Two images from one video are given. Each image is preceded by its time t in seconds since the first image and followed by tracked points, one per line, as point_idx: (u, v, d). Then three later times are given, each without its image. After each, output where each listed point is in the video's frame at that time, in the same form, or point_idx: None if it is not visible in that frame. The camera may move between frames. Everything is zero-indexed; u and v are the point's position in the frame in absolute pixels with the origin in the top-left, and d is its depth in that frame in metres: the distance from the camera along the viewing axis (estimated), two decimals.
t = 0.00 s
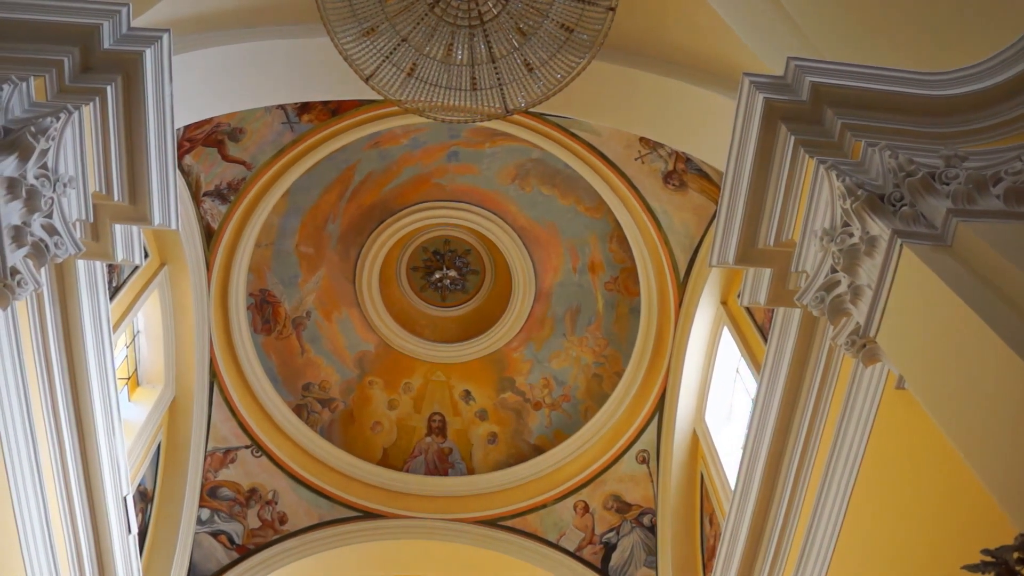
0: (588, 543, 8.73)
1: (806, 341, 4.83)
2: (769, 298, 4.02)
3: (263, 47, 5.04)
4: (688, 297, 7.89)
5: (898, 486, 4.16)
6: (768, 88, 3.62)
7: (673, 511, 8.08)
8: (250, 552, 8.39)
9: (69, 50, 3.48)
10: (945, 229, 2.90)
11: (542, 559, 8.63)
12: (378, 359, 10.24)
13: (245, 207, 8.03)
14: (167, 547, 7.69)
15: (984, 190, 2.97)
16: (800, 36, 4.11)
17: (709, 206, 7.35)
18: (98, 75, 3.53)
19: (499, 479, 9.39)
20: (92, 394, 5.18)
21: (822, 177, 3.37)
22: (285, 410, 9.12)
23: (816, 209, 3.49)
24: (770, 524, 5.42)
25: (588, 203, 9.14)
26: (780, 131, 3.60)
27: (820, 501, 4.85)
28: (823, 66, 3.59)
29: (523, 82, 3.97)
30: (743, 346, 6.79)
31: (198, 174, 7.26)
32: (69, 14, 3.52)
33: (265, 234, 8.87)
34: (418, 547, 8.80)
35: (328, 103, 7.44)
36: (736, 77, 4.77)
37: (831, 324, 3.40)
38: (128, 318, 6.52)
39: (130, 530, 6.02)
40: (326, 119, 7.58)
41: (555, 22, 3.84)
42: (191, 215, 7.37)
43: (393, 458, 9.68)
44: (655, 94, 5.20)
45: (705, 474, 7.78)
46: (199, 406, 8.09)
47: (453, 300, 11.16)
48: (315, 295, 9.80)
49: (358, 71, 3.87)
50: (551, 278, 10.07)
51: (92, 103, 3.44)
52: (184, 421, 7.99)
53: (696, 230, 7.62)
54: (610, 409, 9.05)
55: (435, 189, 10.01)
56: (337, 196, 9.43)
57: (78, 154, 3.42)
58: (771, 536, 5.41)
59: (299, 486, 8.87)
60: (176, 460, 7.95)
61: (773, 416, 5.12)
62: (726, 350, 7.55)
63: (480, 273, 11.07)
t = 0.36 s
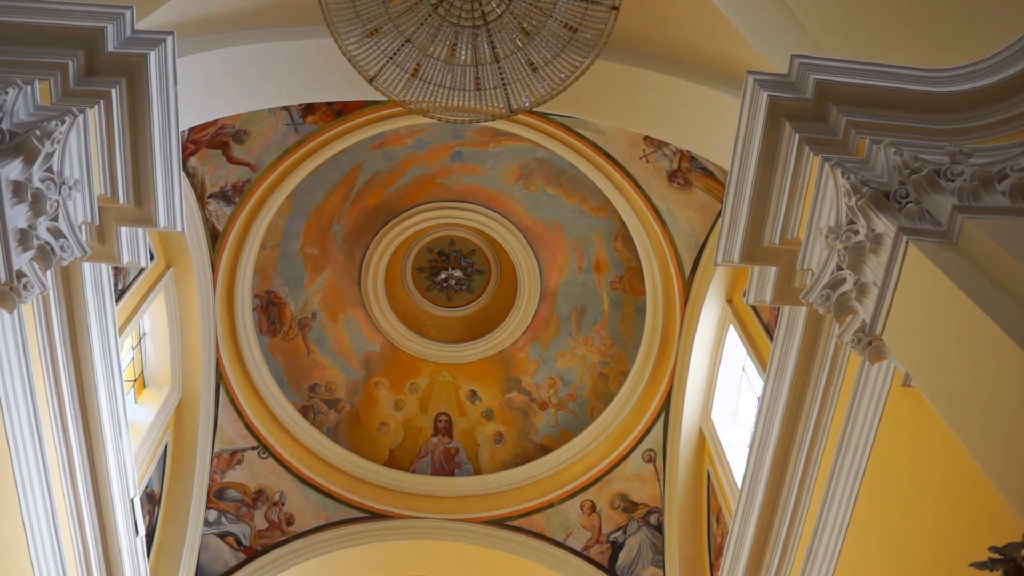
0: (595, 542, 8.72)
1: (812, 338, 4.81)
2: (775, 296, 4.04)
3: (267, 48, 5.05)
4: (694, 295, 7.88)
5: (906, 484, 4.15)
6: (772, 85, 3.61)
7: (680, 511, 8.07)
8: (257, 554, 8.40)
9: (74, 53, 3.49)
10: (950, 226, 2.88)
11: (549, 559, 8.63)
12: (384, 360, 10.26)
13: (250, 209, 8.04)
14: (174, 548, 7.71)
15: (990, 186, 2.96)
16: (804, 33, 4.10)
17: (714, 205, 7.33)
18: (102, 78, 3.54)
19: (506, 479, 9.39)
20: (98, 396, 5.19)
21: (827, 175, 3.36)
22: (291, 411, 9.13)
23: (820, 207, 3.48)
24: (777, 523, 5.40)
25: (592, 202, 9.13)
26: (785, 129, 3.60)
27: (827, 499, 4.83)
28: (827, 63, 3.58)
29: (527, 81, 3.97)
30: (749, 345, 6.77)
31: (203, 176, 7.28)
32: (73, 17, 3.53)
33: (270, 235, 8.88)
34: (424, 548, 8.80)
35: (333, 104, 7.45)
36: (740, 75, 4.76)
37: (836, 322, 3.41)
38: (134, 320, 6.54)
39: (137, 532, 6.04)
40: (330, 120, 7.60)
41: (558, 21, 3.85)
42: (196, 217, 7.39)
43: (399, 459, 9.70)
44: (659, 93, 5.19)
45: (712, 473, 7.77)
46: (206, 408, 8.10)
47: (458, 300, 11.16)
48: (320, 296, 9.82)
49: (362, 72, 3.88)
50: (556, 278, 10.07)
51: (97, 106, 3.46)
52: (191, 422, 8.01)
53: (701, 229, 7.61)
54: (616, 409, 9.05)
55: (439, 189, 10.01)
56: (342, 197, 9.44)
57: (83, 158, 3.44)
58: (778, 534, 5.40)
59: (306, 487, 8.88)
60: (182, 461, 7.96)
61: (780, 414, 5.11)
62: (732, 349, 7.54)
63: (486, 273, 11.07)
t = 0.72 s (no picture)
0: (603, 542, 8.72)
1: (819, 336, 4.80)
2: (782, 294, 4.01)
3: (271, 51, 5.07)
4: (700, 294, 7.87)
5: (914, 482, 4.13)
6: (777, 83, 3.61)
7: (688, 509, 8.06)
8: (265, 555, 8.41)
9: (78, 57, 3.50)
10: (957, 223, 2.87)
11: (558, 558, 8.63)
12: (391, 361, 10.27)
13: (256, 211, 8.06)
14: (183, 550, 7.72)
15: (996, 182, 2.94)
16: (808, 31, 4.09)
17: (720, 203, 7.33)
18: (107, 81, 3.55)
19: (513, 479, 9.39)
20: (105, 398, 5.21)
21: (832, 172, 3.35)
22: (298, 412, 9.15)
23: (826, 205, 3.47)
24: (785, 521, 5.39)
25: (598, 201, 9.13)
26: (790, 127, 3.59)
27: (835, 498, 4.82)
28: (832, 60, 3.58)
29: (532, 81, 3.97)
30: (756, 343, 6.76)
31: (208, 178, 7.30)
32: (78, 21, 3.55)
33: (276, 237, 8.90)
34: (433, 548, 8.81)
35: (337, 105, 7.47)
36: (745, 73, 4.75)
37: (843, 319, 3.39)
38: (141, 322, 6.57)
39: (145, 534, 6.06)
40: (335, 121, 7.61)
41: (562, 21, 3.84)
42: (201, 219, 7.41)
43: (407, 459, 9.71)
44: (662, 92, 5.19)
45: (719, 471, 7.76)
46: (213, 410, 8.12)
47: (464, 300, 11.17)
48: (326, 297, 9.83)
49: (366, 73, 3.87)
50: (562, 277, 10.07)
51: (101, 109, 3.46)
52: (198, 423, 8.03)
53: (707, 227, 7.60)
54: (624, 407, 9.04)
55: (445, 190, 10.02)
56: (347, 198, 9.46)
57: (89, 161, 3.45)
58: (786, 532, 5.38)
59: (313, 488, 8.90)
60: (190, 463, 7.98)
61: (786, 412, 5.10)
62: (739, 346, 7.53)
63: (492, 273, 11.08)
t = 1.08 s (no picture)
0: (611, 541, 8.71)
1: (826, 333, 4.78)
2: (788, 292, 4.03)
3: (277, 53, 5.08)
4: (706, 292, 7.86)
5: (920, 482, 4.13)
6: (782, 81, 3.60)
7: (696, 507, 8.04)
8: (274, 556, 8.43)
9: (83, 60, 3.51)
10: (963, 219, 2.86)
11: (566, 557, 8.63)
12: (397, 361, 10.28)
13: (262, 212, 8.07)
14: (191, 552, 7.74)
15: (1002, 178, 2.93)
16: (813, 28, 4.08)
17: (725, 201, 7.32)
18: (112, 85, 3.56)
19: (520, 479, 9.39)
20: (113, 400, 5.23)
21: (838, 170, 3.34)
22: (305, 413, 9.16)
23: (832, 202, 3.46)
24: (793, 520, 5.37)
25: (603, 200, 9.12)
26: (795, 125, 3.58)
27: (843, 497, 4.79)
28: (837, 57, 3.56)
29: (536, 80, 3.97)
30: (763, 341, 6.75)
31: (214, 180, 7.32)
32: (83, 25, 3.56)
33: (282, 238, 8.92)
34: (441, 548, 8.82)
35: (343, 107, 7.50)
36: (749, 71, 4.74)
37: (849, 317, 3.38)
38: (148, 325, 6.59)
39: (154, 536, 6.09)
40: (340, 123, 7.64)
41: (567, 20, 3.83)
42: (207, 221, 7.43)
43: (414, 459, 9.72)
44: (667, 91, 5.19)
45: (727, 470, 7.74)
46: (220, 412, 8.14)
47: (471, 300, 11.17)
48: (333, 298, 9.84)
49: (370, 74, 3.87)
50: (568, 277, 10.07)
51: (107, 112, 3.48)
52: (205, 425, 8.05)
53: (713, 226, 7.59)
54: (631, 406, 9.02)
55: (450, 190, 10.03)
56: (353, 199, 9.48)
57: (94, 164, 3.46)
58: (794, 530, 5.36)
59: (321, 489, 8.91)
60: (198, 465, 8.00)
61: (794, 410, 5.09)
62: (746, 345, 7.52)
63: (498, 273, 11.08)
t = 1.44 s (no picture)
0: (619, 540, 8.70)
1: (833, 330, 4.77)
2: (794, 290, 4.00)
3: (281, 55, 5.09)
4: (712, 290, 7.84)
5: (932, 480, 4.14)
6: (787, 78, 3.59)
7: (704, 505, 8.03)
8: (282, 558, 8.44)
9: (89, 64, 3.52)
10: (969, 215, 2.85)
11: (574, 556, 8.64)
12: (404, 362, 10.29)
13: (268, 214, 8.09)
14: (200, 553, 7.76)
15: (1009, 173, 2.91)
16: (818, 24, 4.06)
17: (731, 199, 7.31)
18: (117, 88, 3.58)
19: (528, 478, 9.39)
20: (120, 403, 5.24)
21: (844, 167, 3.33)
22: (312, 414, 9.17)
23: (838, 199, 3.44)
24: (801, 519, 5.36)
25: (609, 200, 9.12)
26: (800, 122, 3.57)
27: (850, 496, 4.77)
28: (841, 54, 3.54)
29: (541, 80, 3.96)
30: (769, 339, 6.74)
31: (219, 183, 7.34)
32: (88, 28, 3.57)
33: (288, 240, 8.93)
34: (449, 548, 8.83)
35: (348, 108, 7.52)
36: (754, 68, 4.73)
37: (857, 314, 3.36)
38: (155, 327, 6.62)
39: (162, 538, 6.11)
40: (345, 124, 7.66)
41: (571, 20, 3.83)
42: (213, 223, 7.45)
43: (422, 460, 9.73)
44: (672, 89, 5.17)
45: (735, 468, 7.73)
46: (228, 414, 8.16)
47: (477, 300, 11.18)
48: (339, 299, 9.86)
49: (375, 75, 3.90)
50: (574, 276, 10.06)
51: (113, 116, 3.49)
52: (213, 428, 8.07)
53: (719, 224, 7.58)
54: (638, 405, 9.01)
55: (455, 190, 10.03)
56: (359, 201, 9.49)
57: (101, 168, 3.47)
58: (802, 528, 5.35)
59: (329, 490, 8.93)
60: (205, 466, 8.02)
61: (801, 408, 5.08)
62: (753, 343, 7.51)
63: (504, 273, 11.09)
